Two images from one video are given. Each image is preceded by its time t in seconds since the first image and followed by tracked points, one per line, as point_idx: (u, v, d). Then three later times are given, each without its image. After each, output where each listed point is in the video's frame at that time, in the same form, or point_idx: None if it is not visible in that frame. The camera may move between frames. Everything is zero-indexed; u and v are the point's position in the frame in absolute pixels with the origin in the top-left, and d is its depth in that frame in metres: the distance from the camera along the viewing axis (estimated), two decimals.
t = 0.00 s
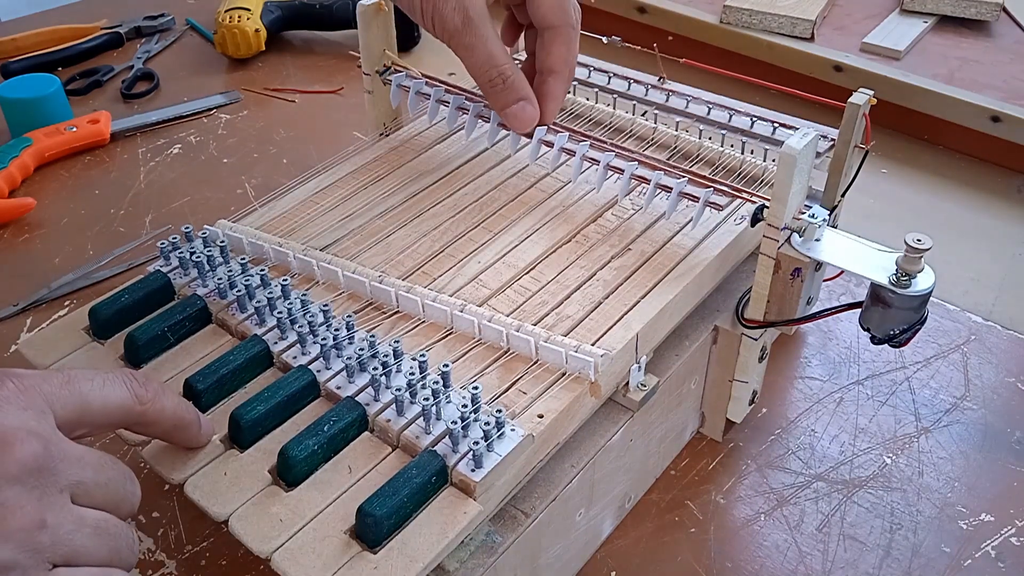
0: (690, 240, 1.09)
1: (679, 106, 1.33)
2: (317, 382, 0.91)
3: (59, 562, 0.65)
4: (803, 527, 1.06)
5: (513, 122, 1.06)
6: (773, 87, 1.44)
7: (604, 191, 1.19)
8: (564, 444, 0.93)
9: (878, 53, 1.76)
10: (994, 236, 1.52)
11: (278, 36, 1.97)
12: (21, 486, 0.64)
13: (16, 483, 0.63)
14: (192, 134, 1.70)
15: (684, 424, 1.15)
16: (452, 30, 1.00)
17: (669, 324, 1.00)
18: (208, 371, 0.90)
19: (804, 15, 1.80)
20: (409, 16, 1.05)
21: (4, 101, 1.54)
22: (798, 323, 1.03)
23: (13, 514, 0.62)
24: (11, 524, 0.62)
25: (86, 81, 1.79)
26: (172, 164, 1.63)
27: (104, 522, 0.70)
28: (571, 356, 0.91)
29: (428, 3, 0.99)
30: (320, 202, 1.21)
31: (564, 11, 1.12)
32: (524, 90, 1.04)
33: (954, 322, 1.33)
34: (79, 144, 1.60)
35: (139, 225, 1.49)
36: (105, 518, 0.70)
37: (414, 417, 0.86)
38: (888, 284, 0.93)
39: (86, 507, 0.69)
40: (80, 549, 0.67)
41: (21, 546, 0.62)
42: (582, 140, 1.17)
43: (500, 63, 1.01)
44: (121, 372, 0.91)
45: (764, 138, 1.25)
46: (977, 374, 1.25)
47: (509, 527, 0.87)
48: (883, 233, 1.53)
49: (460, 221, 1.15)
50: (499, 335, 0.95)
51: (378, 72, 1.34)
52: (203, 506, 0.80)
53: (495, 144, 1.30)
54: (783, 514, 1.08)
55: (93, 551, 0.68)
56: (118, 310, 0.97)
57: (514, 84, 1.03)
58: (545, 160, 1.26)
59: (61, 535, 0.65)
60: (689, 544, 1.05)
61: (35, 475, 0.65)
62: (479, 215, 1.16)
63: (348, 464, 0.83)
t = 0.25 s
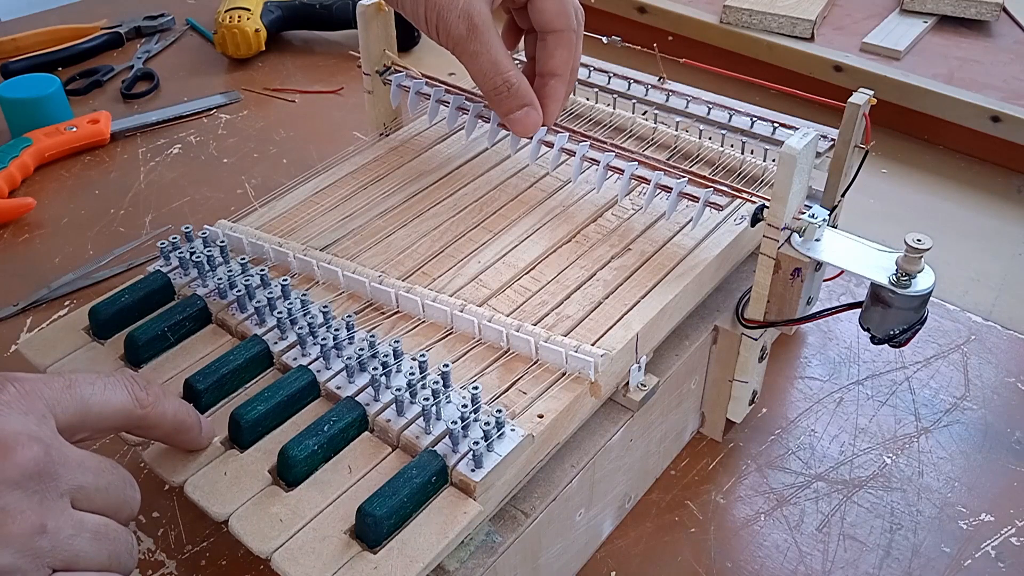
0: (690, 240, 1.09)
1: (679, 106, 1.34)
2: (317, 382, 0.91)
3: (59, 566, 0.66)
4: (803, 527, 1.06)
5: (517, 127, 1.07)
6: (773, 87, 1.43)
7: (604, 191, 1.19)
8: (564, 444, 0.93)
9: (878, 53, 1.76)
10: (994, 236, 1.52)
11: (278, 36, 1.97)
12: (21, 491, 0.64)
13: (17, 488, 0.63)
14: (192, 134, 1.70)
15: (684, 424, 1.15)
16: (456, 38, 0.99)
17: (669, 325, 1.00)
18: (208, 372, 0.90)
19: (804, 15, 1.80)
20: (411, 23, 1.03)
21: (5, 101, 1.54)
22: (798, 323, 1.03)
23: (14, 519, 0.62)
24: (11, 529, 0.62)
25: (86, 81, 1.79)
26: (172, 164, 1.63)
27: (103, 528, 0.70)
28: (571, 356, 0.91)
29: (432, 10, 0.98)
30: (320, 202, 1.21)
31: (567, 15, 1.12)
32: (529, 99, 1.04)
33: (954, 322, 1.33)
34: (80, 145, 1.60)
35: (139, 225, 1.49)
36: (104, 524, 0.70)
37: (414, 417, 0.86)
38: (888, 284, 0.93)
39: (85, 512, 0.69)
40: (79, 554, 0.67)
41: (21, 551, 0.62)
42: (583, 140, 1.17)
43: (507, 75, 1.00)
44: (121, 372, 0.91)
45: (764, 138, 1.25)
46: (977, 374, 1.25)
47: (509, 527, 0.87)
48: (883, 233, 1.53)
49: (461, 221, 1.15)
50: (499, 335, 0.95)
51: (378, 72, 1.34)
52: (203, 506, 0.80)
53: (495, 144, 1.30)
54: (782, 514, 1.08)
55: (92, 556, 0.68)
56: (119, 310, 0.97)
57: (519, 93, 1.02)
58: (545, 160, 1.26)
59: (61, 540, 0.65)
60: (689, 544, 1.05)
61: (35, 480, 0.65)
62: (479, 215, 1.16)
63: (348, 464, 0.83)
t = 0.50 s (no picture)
0: (690, 240, 1.09)
1: (679, 106, 1.34)
2: (317, 382, 0.91)
3: (59, 567, 0.66)
4: (803, 527, 1.06)
5: (518, 129, 1.07)
6: (773, 87, 1.43)
7: (604, 191, 1.19)
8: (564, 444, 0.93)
9: (878, 53, 1.76)
10: (994, 236, 1.52)
11: (278, 36, 1.97)
12: (21, 492, 0.64)
13: (17, 489, 0.63)
14: (192, 134, 1.70)
15: (684, 424, 1.15)
16: (456, 41, 0.99)
17: (669, 325, 1.00)
18: (208, 372, 0.90)
19: (804, 15, 1.80)
20: (411, 28, 1.03)
21: (5, 101, 1.54)
22: (798, 324, 1.03)
23: (14, 521, 0.62)
24: (11, 530, 0.62)
25: (86, 81, 1.79)
26: (172, 164, 1.63)
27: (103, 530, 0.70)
28: (571, 356, 0.91)
29: (432, 14, 0.97)
30: (320, 202, 1.21)
31: (565, 17, 1.12)
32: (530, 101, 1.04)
33: (954, 322, 1.33)
34: (80, 145, 1.60)
35: (139, 225, 1.49)
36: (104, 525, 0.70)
37: (414, 417, 0.86)
38: (888, 284, 0.93)
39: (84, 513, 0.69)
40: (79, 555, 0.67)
41: (21, 552, 0.62)
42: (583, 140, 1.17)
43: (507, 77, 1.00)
44: (121, 371, 0.91)
45: (764, 138, 1.25)
46: (977, 374, 1.25)
47: (509, 527, 0.87)
48: (883, 233, 1.53)
49: (461, 221, 1.15)
50: (499, 335, 0.95)
51: (378, 72, 1.34)
52: (204, 506, 0.80)
53: (495, 144, 1.30)
54: (782, 514, 1.08)
55: (92, 558, 0.68)
56: (119, 310, 0.98)
57: (520, 95, 1.02)
58: (545, 160, 1.26)
59: (62, 541, 0.65)
60: (689, 544, 1.05)
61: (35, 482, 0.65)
62: (479, 215, 1.16)
63: (348, 464, 0.83)
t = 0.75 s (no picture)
0: (690, 240, 1.09)
1: (679, 106, 1.34)
2: (317, 382, 0.91)
3: (59, 569, 0.66)
4: (803, 527, 1.06)
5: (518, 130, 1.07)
6: (773, 87, 1.43)
7: (604, 191, 1.19)
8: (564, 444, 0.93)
9: (878, 53, 1.76)
10: (994, 236, 1.52)
11: (278, 36, 1.97)
12: (21, 494, 0.64)
13: (18, 491, 0.64)
14: (192, 134, 1.70)
15: (684, 424, 1.15)
16: (455, 43, 0.99)
17: (669, 324, 1.00)
18: (208, 372, 0.90)
19: (804, 15, 1.80)
20: (411, 33, 1.03)
21: (4, 101, 1.54)
22: (798, 324, 1.03)
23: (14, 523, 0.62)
24: (11, 532, 0.62)
25: (86, 81, 1.79)
26: (172, 164, 1.63)
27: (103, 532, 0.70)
28: (571, 356, 0.91)
29: (430, 18, 0.97)
30: (320, 202, 1.21)
31: (565, 18, 1.12)
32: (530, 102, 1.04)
33: (954, 323, 1.33)
34: (79, 145, 1.60)
35: (139, 225, 1.49)
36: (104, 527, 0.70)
37: (414, 417, 0.86)
38: (888, 284, 0.93)
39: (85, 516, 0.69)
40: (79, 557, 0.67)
41: (21, 554, 0.62)
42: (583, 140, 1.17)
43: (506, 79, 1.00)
44: (121, 372, 0.91)
45: (764, 138, 1.25)
46: (977, 373, 1.25)
47: (509, 527, 0.87)
48: (883, 233, 1.53)
49: (461, 221, 1.15)
50: (499, 335, 0.95)
51: (378, 72, 1.34)
52: (203, 506, 0.80)
53: (495, 144, 1.30)
54: (783, 514, 1.08)
55: (92, 560, 0.68)
56: (119, 310, 0.98)
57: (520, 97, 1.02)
58: (545, 160, 1.26)
59: (61, 543, 0.65)
60: (689, 545, 1.05)
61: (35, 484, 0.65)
62: (479, 215, 1.16)
63: (348, 464, 0.83)
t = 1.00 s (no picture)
0: (690, 240, 1.09)
1: (679, 106, 1.34)
2: (317, 382, 0.91)
3: (60, 569, 0.66)
4: (803, 527, 1.06)
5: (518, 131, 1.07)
6: (773, 87, 1.43)
7: (604, 191, 1.19)
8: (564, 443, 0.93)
9: (878, 53, 1.76)
10: (994, 236, 1.52)
11: (278, 36, 1.97)
12: (21, 494, 0.64)
13: (18, 491, 0.64)
14: (192, 134, 1.70)
15: (684, 424, 1.15)
16: (455, 45, 0.99)
17: (669, 324, 1.00)
18: (208, 372, 0.90)
19: (804, 15, 1.80)
20: (411, 35, 1.03)
21: (5, 101, 1.54)
22: (798, 323, 1.03)
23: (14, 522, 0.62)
24: (11, 532, 0.62)
25: (86, 81, 1.79)
26: (172, 164, 1.63)
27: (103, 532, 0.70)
28: (571, 356, 0.91)
29: (430, 19, 0.97)
30: (320, 202, 1.21)
31: (564, 18, 1.12)
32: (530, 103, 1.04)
33: (954, 323, 1.33)
34: (79, 145, 1.60)
35: (139, 225, 1.48)
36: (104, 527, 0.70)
37: (414, 417, 0.86)
38: (888, 284, 0.93)
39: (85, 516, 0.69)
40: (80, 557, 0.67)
41: (22, 554, 0.62)
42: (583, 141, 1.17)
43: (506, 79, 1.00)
44: (121, 372, 0.91)
45: (764, 138, 1.25)
46: (977, 374, 1.25)
47: (509, 527, 0.87)
48: (883, 233, 1.53)
49: (461, 221, 1.15)
50: (499, 335, 0.95)
51: (378, 72, 1.34)
52: (204, 506, 0.80)
53: (495, 144, 1.30)
54: (783, 514, 1.08)
55: (92, 559, 0.68)
56: (119, 310, 0.98)
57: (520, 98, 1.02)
58: (545, 160, 1.26)
59: (62, 543, 0.65)
60: (689, 545, 1.05)
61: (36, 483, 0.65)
62: (479, 215, 1.16)
63: (348, 464, 0.83)
